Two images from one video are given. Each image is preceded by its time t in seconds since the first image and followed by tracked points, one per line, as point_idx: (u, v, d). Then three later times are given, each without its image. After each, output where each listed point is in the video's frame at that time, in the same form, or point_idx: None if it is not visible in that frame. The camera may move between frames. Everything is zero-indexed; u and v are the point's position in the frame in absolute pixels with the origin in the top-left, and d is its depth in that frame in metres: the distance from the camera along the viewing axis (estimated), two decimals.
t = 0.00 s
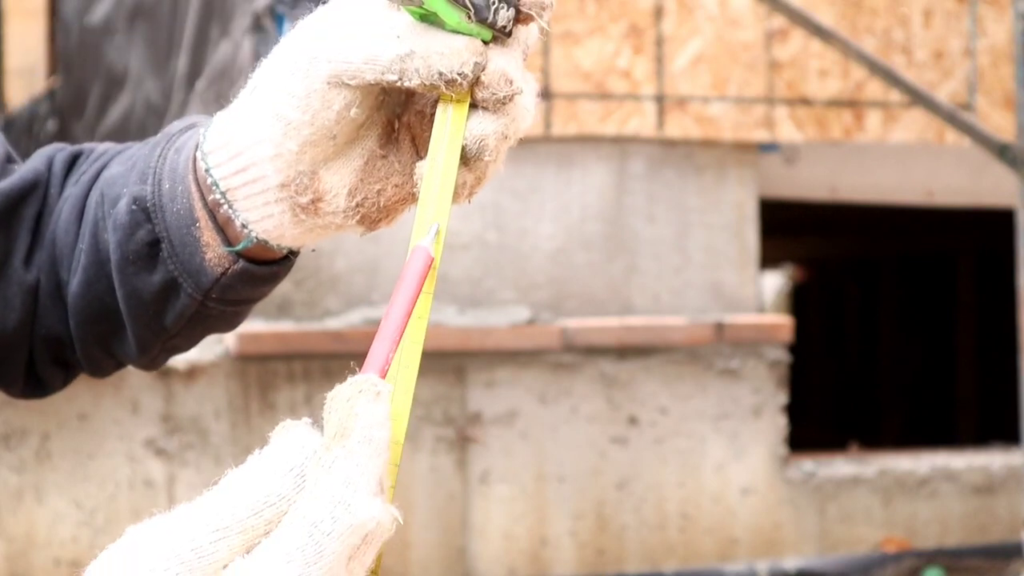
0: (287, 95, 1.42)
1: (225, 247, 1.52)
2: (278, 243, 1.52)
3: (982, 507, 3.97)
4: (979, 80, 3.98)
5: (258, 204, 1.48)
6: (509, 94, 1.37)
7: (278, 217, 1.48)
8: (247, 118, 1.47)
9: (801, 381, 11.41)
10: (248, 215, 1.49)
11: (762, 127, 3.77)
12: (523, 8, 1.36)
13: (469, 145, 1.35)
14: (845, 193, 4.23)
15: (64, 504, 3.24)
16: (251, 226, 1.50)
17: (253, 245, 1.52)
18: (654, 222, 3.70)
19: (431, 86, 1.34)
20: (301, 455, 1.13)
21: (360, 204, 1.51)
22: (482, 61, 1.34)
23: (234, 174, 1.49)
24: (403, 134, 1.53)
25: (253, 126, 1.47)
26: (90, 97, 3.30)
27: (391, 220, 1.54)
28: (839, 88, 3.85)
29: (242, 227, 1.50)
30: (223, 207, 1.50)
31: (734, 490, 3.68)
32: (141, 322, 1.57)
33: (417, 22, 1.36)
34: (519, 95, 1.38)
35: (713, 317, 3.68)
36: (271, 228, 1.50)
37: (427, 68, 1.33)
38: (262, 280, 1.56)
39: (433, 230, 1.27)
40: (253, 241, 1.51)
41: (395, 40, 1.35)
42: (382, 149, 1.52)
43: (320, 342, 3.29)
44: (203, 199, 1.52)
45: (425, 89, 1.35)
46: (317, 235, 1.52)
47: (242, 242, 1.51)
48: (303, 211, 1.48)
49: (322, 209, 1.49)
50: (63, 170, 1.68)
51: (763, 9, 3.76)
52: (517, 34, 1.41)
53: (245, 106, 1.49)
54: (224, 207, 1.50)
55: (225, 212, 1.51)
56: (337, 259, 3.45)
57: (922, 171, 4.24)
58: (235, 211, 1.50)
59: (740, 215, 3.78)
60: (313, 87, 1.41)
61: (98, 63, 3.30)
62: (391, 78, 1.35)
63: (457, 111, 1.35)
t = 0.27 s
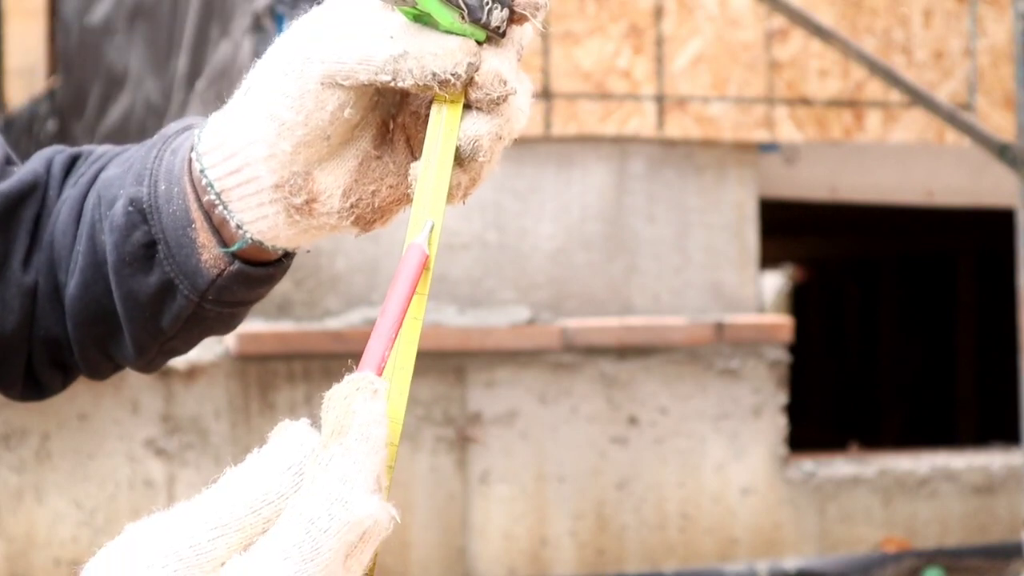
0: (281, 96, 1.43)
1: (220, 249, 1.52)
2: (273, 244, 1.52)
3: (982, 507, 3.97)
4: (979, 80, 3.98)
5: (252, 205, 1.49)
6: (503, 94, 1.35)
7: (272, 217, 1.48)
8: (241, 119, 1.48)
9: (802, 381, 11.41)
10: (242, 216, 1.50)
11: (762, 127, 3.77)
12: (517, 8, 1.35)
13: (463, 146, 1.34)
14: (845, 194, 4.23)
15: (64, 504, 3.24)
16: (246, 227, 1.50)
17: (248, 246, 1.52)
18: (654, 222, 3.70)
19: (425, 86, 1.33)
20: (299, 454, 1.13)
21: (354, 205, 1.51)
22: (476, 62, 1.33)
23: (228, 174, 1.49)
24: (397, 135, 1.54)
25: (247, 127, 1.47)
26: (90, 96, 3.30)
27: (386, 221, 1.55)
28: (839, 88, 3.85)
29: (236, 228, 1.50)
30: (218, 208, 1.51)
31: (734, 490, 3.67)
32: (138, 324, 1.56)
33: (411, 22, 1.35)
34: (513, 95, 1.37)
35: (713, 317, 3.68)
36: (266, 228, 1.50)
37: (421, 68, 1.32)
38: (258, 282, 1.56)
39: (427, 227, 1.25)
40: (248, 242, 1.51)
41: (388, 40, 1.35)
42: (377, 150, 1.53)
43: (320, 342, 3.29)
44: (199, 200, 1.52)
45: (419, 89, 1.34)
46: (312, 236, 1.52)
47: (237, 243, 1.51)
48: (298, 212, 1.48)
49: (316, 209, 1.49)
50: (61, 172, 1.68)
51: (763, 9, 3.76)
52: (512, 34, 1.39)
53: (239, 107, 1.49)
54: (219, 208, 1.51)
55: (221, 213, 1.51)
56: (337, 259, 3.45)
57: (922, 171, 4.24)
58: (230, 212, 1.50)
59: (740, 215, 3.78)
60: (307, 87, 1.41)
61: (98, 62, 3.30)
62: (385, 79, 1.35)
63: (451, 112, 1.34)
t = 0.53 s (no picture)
0: (282, 100, 1.43)
1: (221, 253, 1.51)
2: (274, 248, 1.51)
3: (982, 507, 3.97)
4: (979, 80, 3.98)
5: (252, 209, 1.48)
6: (504, 99, 1.35)
7: (273, 221, 1.48)
8: (242, 124, 1.48)
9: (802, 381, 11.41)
10: (243, 220, 1.49)
11: (762, 127, 3.77)
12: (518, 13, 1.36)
13: (464, 151, 1.34)
14: (845, 193, 4.23)
15: (64, 504, 3.24)
16: (246, 231, 1.49)
17: (248, 250, 1.51)
18: (654, 222, 3.70)
19: (425, 91, 1.33)
20: (303, 461, 1.13)
21: (355, 209, 1.51)
22: (477, 67, 1.33)
23: (229, 179, 1.48)
24: (398, 140, 1.54)
25: (248, 131, 1.47)
26: (90, 97, 3.32)
27: (386, 226, 1.56)
28: (839, 88, 3.85)
29: (237, 232, 1.50)
30: (218, 211, 1.50)
31: (734, 490, 3.67)
32: (138, 327, 1.55)
33: (412, 28, 1.36)
34: (514, 101, 1.37)
35: (713, 317, 3.68)
36: (266, 232, 1.49)
37: (422, 73, 1.32)
38: (258, 286, 1.55)
39: (428, 233, 1.25)
40: (248, 246, 1.50)
41: (389, 45, 1.35)
42: (377, 155, 1.52)
43: (320, 342, 3.29)
44: (199, 203, 1.51)
45: (420, 94, 1.34)
46: (312, 240, 1.52)
47: (237, 247, 1.50)
48: (298, 216, 1.48)
49: (317, 214, 1.49)
50: (63, 175, 1.67)
51: (763, 9, 3.76)
52: (513, 40, 1.39)
53: (240, 111, 1.49)
54: (219, 211, 1.50)
55: (221, 217, 1.50)
56: (337, 259, 3.45)
57: (922, 171, 4.24)
58: (230, 215, 1.49)
59: (740, 215, 3.78)
60: (308, 91, 1.41)
61: (98, 62, 3.32)
62: (386, 84, 1.35)
63: (453, 116, 1.34)
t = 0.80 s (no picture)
0: (283, 105, 1.42)
1: (221, 257, 1.51)
2: (274, 252, 1.52)
3: (982, 507, 3.97)
4: (979, 80, 3.98)
5: (253, 213, 1.48)
6: (504, 103, 1.35)
7: (273, 226, 1.48)
8: (241, 127, 1.47)
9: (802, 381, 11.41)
10: (243, 224, 1.48)
11: (762, 127, 3.77)
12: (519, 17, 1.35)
13: (464, 155, 1.34)
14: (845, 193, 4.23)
15: (64, 504, 3.24)
16: (247, 236, 1.49)
17: (249, 254, 1.51)
18: (654, 222, 3.70)
19: (425, 95, 1.33)
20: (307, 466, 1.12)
21: (355, 214, 1.51)
22: (477, 71, 1.33)
23: (229, 183, 1.48)
24: (399, 144, 1.53)
25: (248, 135, 1.46)
26: (90, 97, 3.32)
27: (387, 230, 1.54)
28: (839, 88, 3.85)
29: (238, 237, 1.49)
30: (219, 216, 1.50)
31: (734, 490, 3.67)
32: (138, 331, 1.55)
33: (412, 32, 1.35)
34: (514, 104, 1.37)
35: (713, 317, 3.67)
36: (267, 237, 1.49)
37: (422, 78, 1.32)
38: (258, 290, 1.55)
39: (428, 237, 1.25)
40: (249, 250, 1.50)
41: (389, 49, 1.34)
42: (377, 159, 1.52)
43: (320, 342, 3.28)
44: (199, 208, 1.51)
45: (420, 98, 1.34)
46: (313, 244, 1.52)
47: (238, 251, 1.50)
48: (299, 220, 1.48)
49: (317, 218, 1.49)
50: (64, 179, 1.67)
51: (763, 9, 3.75)
52: (512, 43, 1.39)
53: (240, 114, 1.48)
54: (219, 216, 1.50)
55: (221, 221, 1.50)
56: (337, 259, 3.44)
57: (922, 171, 4.24)
58: (230, 220, 1.49)
59: (740, 215, 3.78)
60: (308, 96, 1.40)
61: (99, 62, 3.32)
62: (386, 88, 1.35)
63: (452, 121, 1.34)
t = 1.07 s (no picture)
0: (287, 108, 1.39)
1: (225, 259, 1.49)
2: (278, 254, 1.50)
3: (981, 507, 3.97)
4: (979, 80, 3.99)
5: (257, 216, 1.45)
6: (509, 106, 1.34)
7: (277, 228, 1.45)
8: (245, 130, 1.44)
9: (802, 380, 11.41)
10: (247, 226, 1.46)
11: (762, 127, 3.77)
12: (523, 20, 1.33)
13: (469, 158, 1.33)
14: (845, 193, 4.23)
15: (64, 504, 3.24)
16: (251, 238, 1.47)
17: (253, 256, 1.49)
18: (654, 222, 3.70)
19: (430, 98, 1.31)
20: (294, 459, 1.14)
21: (360, 216, 1.48)
22: (482, 74, 1.32)
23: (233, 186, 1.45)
24: (403, 147, 1.52)
25: (251, 138, 1.43)
26: (90, 97, 3.32)
27: (391, 232, 1.53)
28: (839, 88, 3.85)
29: (242, 239, 1.48)
30: (223, 218, 1.47)
31: (734, 490, 3.67)
32: (142, 333, 1.54)
33: (417, 34, 1.33)
34: (519, 107, 1.35)
35: (713, 317, 3.67)
36: (271, 239, 1.47)
37: (427, 81, 1.30)
38: (262, 291, 1.54)
39: (430, 239, 1.27)
40: (253, 252, 1.48)
41: (394, 52, 1.32)
42: (382, 161, 1.50)
43: (320, 341, 3.29)
44: (203, 208, 1.49)
45: (425, 101, 1.32)
46: (317, 246, 1.50)
47: (242, 253, 1.48)
48: (303, 223, 1.45)
49: (322, 221, 1.46)
50: (67, 180, 1.66)
51: (763, 9, 3.75)
52: (517, 45, 1.37)
53: (243, 117, 1.45)
54: (224, 218, 1.47)
55: (225, 223, 1.48)
56: (337, 259, 3.44)
57: (922, 171, 4.24)
58: (235, 222, 1.47)
59: (740, 215, 3.78)
60: (313, 98, 1.37)
61: (98, 62, 3.31)
62: (391, 91, 1.32)
63: (456, 124, 1.33)
